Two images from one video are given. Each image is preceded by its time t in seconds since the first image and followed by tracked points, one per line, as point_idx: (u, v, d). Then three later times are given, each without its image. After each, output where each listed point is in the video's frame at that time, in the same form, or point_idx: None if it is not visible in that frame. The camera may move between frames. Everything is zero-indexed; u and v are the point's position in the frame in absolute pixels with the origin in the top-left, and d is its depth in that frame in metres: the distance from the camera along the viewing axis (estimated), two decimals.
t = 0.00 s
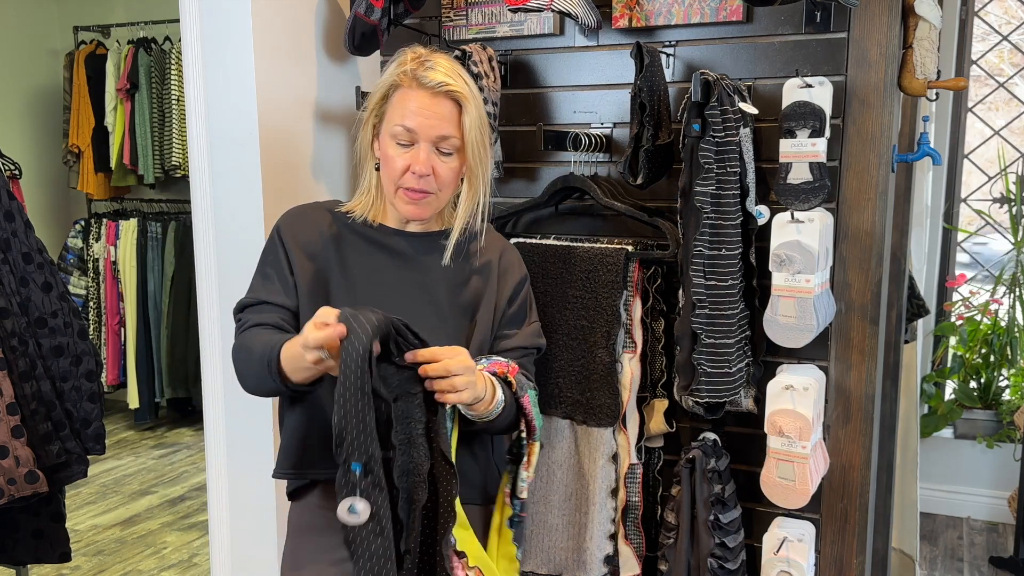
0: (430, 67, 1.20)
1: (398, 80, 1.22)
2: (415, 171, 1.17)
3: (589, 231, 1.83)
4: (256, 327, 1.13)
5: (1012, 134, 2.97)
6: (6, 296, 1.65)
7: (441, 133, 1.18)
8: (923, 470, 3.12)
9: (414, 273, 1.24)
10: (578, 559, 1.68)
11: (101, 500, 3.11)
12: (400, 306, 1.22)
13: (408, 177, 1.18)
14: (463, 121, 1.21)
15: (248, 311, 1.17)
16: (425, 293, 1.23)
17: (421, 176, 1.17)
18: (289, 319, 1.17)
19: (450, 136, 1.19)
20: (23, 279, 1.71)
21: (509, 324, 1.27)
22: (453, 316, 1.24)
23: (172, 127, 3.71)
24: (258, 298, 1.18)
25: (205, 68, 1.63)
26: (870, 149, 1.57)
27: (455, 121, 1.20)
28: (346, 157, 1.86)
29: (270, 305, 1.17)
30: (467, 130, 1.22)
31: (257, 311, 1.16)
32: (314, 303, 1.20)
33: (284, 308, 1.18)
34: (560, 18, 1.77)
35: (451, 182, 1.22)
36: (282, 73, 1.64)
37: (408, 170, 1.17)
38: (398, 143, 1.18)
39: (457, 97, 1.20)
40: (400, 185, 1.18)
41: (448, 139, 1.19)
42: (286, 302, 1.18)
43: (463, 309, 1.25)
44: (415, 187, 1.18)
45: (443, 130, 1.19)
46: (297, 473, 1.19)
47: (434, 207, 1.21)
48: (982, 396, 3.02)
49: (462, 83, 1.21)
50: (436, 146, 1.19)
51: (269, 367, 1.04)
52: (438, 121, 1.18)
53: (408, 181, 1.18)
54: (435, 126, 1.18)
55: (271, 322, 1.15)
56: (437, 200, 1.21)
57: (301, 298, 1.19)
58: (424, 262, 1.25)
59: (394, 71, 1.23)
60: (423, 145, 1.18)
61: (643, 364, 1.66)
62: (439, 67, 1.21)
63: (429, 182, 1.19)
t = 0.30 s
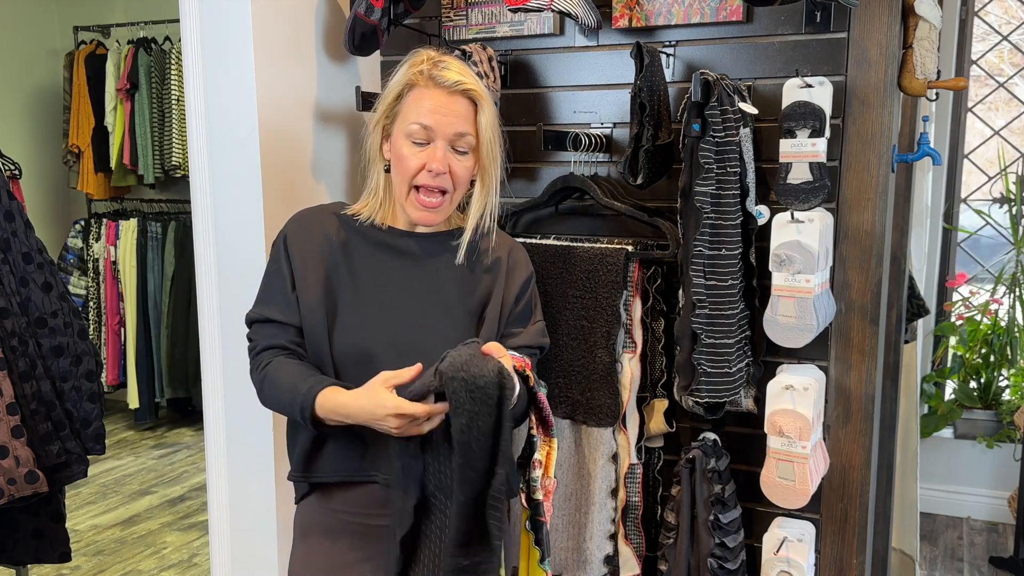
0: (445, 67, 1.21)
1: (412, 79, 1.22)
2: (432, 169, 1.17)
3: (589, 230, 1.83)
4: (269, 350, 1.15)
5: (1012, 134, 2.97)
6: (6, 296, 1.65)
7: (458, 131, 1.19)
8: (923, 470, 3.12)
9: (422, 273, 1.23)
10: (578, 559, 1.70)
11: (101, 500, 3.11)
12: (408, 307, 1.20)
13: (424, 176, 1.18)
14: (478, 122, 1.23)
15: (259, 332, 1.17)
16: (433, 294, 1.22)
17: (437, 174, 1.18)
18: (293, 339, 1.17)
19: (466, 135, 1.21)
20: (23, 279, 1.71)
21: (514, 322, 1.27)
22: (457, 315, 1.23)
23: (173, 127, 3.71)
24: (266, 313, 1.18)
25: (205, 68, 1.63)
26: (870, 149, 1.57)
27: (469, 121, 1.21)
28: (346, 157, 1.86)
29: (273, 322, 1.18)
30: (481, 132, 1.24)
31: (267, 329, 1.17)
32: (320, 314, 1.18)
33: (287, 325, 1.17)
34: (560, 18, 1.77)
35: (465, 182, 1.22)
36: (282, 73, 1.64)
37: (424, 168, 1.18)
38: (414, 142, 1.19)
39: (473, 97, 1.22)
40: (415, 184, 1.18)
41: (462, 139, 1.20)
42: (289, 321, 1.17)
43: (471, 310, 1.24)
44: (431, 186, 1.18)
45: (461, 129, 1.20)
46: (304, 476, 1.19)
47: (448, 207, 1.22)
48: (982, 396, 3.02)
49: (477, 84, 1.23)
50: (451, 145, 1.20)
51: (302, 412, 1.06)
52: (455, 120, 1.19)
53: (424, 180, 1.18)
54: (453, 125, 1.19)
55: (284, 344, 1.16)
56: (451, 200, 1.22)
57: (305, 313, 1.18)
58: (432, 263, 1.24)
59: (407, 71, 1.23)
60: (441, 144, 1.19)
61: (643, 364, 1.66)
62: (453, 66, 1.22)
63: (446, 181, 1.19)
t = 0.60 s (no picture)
0: (448, 66, 1.22)
1: (416, 78, 1.23)
2: (433, 164, 1.17)
3: (589, 230, 1.83)
4: (268, 352, 1.16)
5: (1012, 134, 2.97)
6: (6, 296, 1.65)
7: (459, 129, 1.19)
8: (923, 470, 3.12)
9: (424, 272, 1.23)
10: (578, 559, 1.69)
11: (101, 500, 3.11)
12: (410, 307, 1.20)
13: (425, 171, 1.17)
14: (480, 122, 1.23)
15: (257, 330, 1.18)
16: (437, 293, 1.22)
17: (438, 170, 1.17)
18: (287, 342, 1.17)
19: (468, 134, 1.21)
20: (23, 279, 1.71)
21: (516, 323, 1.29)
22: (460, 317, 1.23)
23: (172, 127, 3.71)
24: (265, 314, 1.18)
25: (205, 69, 1.63)
26: (870, 149, 1.57)
27: (471, 119, 1.21)
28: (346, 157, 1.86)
29: (268, 324, 1.18)
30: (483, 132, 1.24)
31: (261, 328, 1.17)
32: (318, 315, 1.18)
33: (281, 328, 1.18)
34: (560, 18, 1.77)
35: (467, 180, 1.22)
36: (282, 73, 1.64)
37: (425, 163, 1.17)
38: (416, 137, 1.19)
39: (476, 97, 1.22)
40: (416, 179, 1.18)
41: (464, 137, 1.20)
42: (284, 324, 1.17)
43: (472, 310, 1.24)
44: (431, 181, 1.18)
45: (463, 127, 1.20)
46: (301, 471, 1.19)
47: (449, 204, 1.21)
48: (982, 396, 3.02)
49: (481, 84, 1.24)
50: (453, 143, 1.19)
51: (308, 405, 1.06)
52: (457, 117, 1.19)
53: (424, 174, 1.18)
54: (455, 122, 1.19)
55: (280, 346, 1.16)
56: (451, 197, 1.21)
57: (302, 316, 1.18)
58: (435, 262, 1.24)
59: (411, 70, 1.24)
60: (443, 140, 1.19)
61: (643, 364, 1.66)
62: (456, 65, 1.23)
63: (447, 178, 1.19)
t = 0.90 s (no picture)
0: (443, 73, 1.21)
1: (411, 84, 1.22)
2: (426, 172, 1.17)
3: (589, 230, 1.83)
4: (265, 349, 1.16)
5: (1012, 134, 2.97)
6: (6, 296, 1.65)
7: (452, 136, 1.19)
8: (923, 469, 3.12)
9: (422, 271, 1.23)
10: (578, 559, 1.67)
11: (101, 500, 3.11)
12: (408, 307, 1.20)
13: (418, 180, 1.17)
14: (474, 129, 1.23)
15: (257, 328, 1.19)
16: (435, 291, 1.19)
17: (431, 178, 1.17)
18: (287, 339, 1.17)
19: (462, 141, 1.20)
20: (23, 279, 1.71)
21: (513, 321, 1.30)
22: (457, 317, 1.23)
23: (173, 127, 3.71)
24: (263, 312, 1.19)
25: (205, 69, 1.63)
26: (870, 149, 1.57)
27: (466, 126, 1.21)
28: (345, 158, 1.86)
29: (268, 323, 1.18)
30: (477, 138, 1.23)
31: (263, 327, 1.18)
32: (318, 314, 1.18)
33: (281, 326, 1.18)
34: (560, 18, 1.77)
35: (460, 187, 1.22)
36: (281, 75, 1.63)
37: (418, 171, 1.17)
38: (409, 146, 1.18)
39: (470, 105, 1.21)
40: (409, 187, 1.18)
41: (457, 145, 1.20)
42: (283, 322, 1.18)
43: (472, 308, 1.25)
44: (425, 189, 1.18)
45: (456, 134, 1.19)
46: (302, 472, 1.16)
47: (442, 210, 1.21)
48: (981, 396, 3.02)
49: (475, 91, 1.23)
50: (446, 151, 1.19)
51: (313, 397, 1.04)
52: (451, 125, 1.19)
53: (418, 182, 1.17)
54: (449, 130, 1.19)
55: (277, 342, 1.16)
56: (444, 203, 1.21)
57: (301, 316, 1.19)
58: (432, 261, 1.24)
59: (406, 76, 1.24)
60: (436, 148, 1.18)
61: (643, 364, 1.66)
62: (450, 72, 1.22)
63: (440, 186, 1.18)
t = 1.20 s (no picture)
0: (443, 81, 1.20)
1: (410, 91, 1.20)
2: (427, 183, 1.17)
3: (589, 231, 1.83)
4: (277, 352, 1.12)
5: (1012, 134, 2.97)
6: (6, 296, 1.65)
7: (454, 146, 1.19)
8: (923, 469, 3.12)
9: (423, 271, 1.23)
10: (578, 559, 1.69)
11: (101, 500, 3.11)
12: (410, 308, 1.21)
13: (419, 189, 1.18)
14: (473, 137, 1.23)
15: (263, 331, 1.14)
16: (433, 290, 1.23)
17: (432, 188, 1.18)
18: (303, 340, 1.15)
19: (461, 150, 1.21)
20: (23, 279, 1.71)
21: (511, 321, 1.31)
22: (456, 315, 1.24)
23: (173, 127, 3.71)
24: (268, 314, 1.15)
25: (205, 69, 1.63)
26: (870, 149, 1.57)
27: (466, 134, 1.21)
28: (345, 158, 1.86)
29: (280, 324, 1.15)
30: (475, 145, 1.24)
31: (272, 329, 1.14)
32: (328, 313, 1.18)
33: (294, 327, 1.15)
34: (560, 18, 1.77)
35: (458, 192, 1.23)
36: (282, 76, 1.64)
37: (420, 181, 1.17)
38: (410, 154, 1.18)
39: (470, 114, 1.21)
40: (410, 197, 1.18)
41: (457, 153, 1.20)
42: (298, 323, 1.15)
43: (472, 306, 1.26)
44: (425, 198, 1.18)
45: (456, 144, 1.19)
46: (314, 473, 1.14)
47: (440, 215, 1.22)
48: (982, 396, 3.02)
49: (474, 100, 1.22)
50: (446, 160, 1.19)
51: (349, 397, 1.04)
52: (452, 134, 1.19)
53: (418, 192, 1.18)
54: (450, 141, 1.19)
55: (293, 344, 1.13)
56: (442, 209, 1.22)
57: (313, 314, 1.16)
58: (430, 262, 1.24)
59: (405, 82, 1.22)
60: (437, 159, 1.18)
61: (642, 364, 1.66)
62: (450, 80, 1.21)
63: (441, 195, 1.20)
